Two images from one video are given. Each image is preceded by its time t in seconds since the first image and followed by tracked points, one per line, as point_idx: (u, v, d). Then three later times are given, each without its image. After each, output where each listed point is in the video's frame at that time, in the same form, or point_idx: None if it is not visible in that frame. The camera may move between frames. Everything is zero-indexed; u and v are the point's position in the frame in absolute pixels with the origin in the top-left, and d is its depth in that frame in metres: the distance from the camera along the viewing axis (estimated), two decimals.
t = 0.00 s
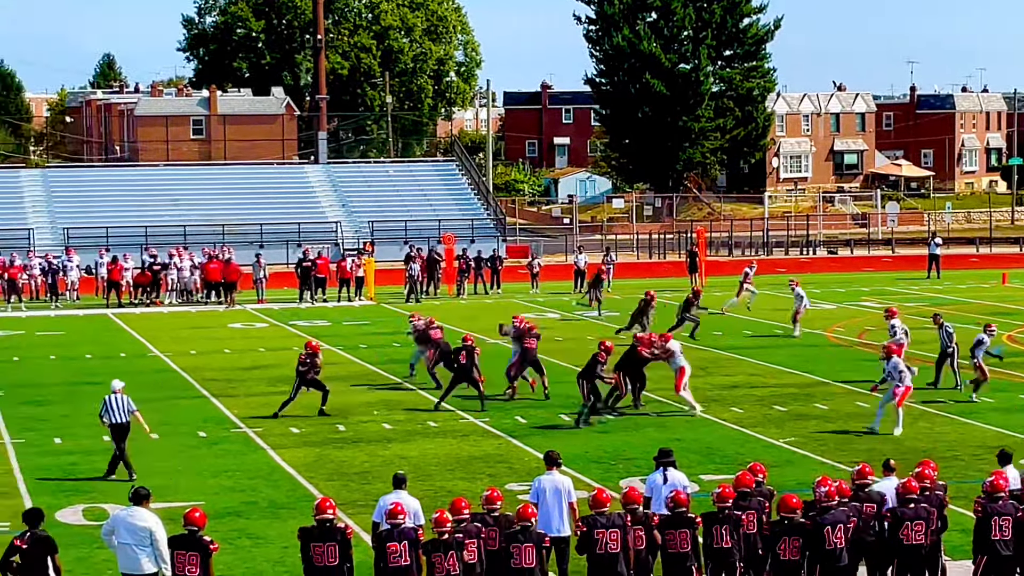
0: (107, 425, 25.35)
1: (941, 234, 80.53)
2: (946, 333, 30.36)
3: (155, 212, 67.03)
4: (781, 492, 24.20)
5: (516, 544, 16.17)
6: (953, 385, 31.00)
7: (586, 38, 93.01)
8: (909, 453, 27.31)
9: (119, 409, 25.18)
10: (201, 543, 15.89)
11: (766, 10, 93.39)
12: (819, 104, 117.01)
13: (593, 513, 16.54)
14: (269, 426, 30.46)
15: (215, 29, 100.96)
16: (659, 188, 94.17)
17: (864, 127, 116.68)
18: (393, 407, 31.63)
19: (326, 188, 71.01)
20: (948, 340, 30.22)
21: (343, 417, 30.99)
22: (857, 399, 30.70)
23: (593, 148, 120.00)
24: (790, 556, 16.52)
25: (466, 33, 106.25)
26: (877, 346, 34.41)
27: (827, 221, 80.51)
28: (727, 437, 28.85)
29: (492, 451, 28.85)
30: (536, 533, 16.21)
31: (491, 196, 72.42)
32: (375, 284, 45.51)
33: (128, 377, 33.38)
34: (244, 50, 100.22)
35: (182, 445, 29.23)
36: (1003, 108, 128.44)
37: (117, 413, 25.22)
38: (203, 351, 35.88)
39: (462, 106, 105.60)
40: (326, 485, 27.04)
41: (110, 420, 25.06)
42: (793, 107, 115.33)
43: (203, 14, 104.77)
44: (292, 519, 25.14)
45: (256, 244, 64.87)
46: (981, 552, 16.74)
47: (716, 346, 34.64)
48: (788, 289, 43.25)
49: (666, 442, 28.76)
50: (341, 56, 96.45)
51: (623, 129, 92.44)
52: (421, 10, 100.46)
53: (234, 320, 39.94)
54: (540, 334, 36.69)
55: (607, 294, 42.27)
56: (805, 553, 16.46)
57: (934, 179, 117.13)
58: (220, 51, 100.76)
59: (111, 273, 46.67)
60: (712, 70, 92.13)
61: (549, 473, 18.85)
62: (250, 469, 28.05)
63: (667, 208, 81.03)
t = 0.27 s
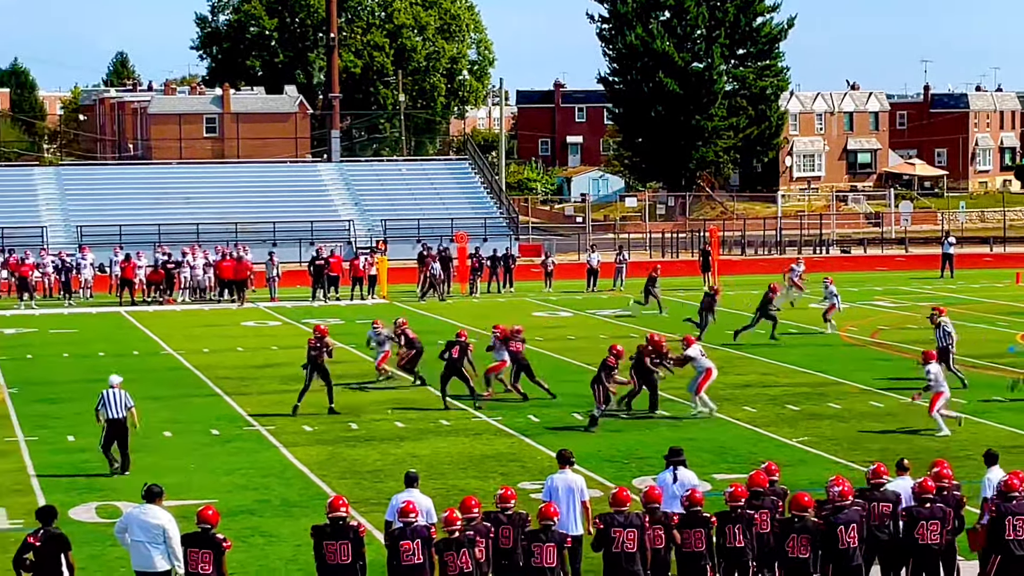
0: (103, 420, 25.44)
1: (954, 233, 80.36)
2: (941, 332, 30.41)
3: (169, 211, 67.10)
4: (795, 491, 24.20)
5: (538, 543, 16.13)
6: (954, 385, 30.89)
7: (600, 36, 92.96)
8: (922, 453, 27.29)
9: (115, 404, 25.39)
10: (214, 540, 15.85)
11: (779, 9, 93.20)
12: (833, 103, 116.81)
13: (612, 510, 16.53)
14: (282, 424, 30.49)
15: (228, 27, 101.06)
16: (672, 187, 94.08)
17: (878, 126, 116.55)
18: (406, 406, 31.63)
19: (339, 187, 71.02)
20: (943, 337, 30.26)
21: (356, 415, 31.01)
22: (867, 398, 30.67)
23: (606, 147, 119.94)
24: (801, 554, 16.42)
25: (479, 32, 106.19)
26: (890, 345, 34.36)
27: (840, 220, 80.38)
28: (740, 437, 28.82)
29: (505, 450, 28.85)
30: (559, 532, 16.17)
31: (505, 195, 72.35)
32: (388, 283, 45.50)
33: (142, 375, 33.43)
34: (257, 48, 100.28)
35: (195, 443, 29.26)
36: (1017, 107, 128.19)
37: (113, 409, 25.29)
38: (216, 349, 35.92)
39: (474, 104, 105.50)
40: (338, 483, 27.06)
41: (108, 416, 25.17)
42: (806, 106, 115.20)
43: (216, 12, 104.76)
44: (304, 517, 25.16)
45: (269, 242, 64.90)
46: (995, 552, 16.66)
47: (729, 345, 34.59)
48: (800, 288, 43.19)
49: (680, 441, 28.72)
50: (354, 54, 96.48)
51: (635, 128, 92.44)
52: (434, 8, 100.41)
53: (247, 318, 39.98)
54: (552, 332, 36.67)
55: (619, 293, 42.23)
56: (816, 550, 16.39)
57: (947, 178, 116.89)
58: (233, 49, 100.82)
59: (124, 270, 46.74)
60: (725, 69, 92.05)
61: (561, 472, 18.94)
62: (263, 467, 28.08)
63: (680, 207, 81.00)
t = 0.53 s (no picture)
0: (85, 421, 25.60)
1: (959, 233, 80.29)
2: (931, 332, 30.48)
3: (174, 209, 67.13)
4: (800, 491, 24.20)
5: (544, 544, 16.27)
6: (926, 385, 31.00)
7: (605, 36, 92.98)
8: (927, 453, 27.29)
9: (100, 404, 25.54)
10: (218, 538, 15.80)
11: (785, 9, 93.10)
12: (838, 103, 116.72)
13: (628, 509, 16.44)
14: (286, 423, 30.50)
15: (234, 26, 101.14)
16: (677, 187, 94.05)
17: (883, 127, 116.49)
18: (410, 405, 31.64)
19: (344, 186, 71.03)
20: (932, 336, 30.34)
21: (360, 415, 31.02)
22: (872, 398, 30.67)
23: (611, 147, 119.95)
24: (808, 553, 16.42)
25: (484, 31, 106.16)
26: (895, 345, 34.36)
27: (846, 221, 80.35)
28: (745, 437, 28.82)
29: (509, 449, 28.86)
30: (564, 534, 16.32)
31: (510, 194, 72.34)
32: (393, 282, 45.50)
33: (147, 374, 33.44)
34: (263, 47, 100.37)
35: (200, 442, 29.28)
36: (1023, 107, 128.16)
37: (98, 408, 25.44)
38: (221, 348, 35.93)
39: (480, 104, 105.41)
40: (343, 482, 27.07)
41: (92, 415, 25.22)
42: (811, 106, 115.14)
43: (222, 11, 104.78)
44: (309, 516, 25.19)
45: (274, 241, 64.93)
46: (1001, 552, 16.65)
47: (733, 345, 34.59)
48: (805, 288, 43.17)
49: (685, 440, 28.71)
50: (360, 53, 96.54)
51: (641, 127, 92.40)
52: (440, 8, 100.40)
53: (251, 317, 40.00)
54: (557, 332, 36.66)
55: (624, 293, 42.23)
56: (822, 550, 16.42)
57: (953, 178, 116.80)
58: (238, 48, 100.93)
59: (129, 269, 46.79)
60: (730, 69, 92.00)
61: (566, 472, 19.00)
62: (268, 466, 28.08)
63: (685, 207, 81.03)
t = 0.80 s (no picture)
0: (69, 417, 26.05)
1: (956, 234, 80.31)
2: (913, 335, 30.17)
3: (171, 209, 67.10)
4: (797, 492, 24.21)
5: (541, 543, 16.11)
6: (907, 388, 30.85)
7: (602, 36, 93.02)
8: (924, 454, 27.32)
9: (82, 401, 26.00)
10: (216, 539, 15.77)
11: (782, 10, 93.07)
12: (835, 103, 116.69)
13: (635, 510, 16.54)
14: (283, 423, 30.51)
15: (231, 26, 101.15)
16: (673, 187, 94.09)
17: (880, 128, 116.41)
18: (407, 404, 31.67)
19: (340, 186, 71.01)
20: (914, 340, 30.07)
21: (357, 414, 31.03)
22: (868, 398, 30.71)
23: (608, 147, 119.99)
24: (808, 553, 16.45)
25: (481, 31, 106.05)
26: (890, 345, 34.39)
27: (843, 221, 80.38)
28: (742, 437, 28.83)
29: (507, 449, 28.87)
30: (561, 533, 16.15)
31: (507, 194, 72.31)
32: (390, 282, 45.50)
33: (143, 374, 33.43)
34: (260, 47, 100.41)
35: (197, 441, 29.27)
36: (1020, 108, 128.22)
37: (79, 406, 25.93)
38: (217, 348, 35.93)
39: (476, 104, 105.33)
40: (340, 482, 27.06)
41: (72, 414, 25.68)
42: (808, 106, 115.11)
43: (219, 10, 104.69)
44: (305, 516, 25.19)
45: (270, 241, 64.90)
46: (996, 552, 16.67)
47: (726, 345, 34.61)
48: (802, 289, 43.15)
49: (682, 441, 28.73)
50: (356, 53, 96.56)
51: (638, 128, 92.46)
52: (437, 8, 100.34)
53: (248, 317, 39.99)
54: (553, 332, 36.67)
55: (621, 293, 42.22)
56: (821, 551, 16.47)
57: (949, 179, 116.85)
58: (236, 48, 101.01)
59: (126, 269, 46.78)
60: (727, 69, 92.05)
61: (562, 472, 19.02)
62: (264, 466, 28.07)
63: (683, 207, 81.07)
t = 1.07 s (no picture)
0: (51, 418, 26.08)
1: (944, 235, 80.46)
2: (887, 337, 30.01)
3: (158, 209, 67.04)
4: (784, 494, 24.24)
5: (527, 544, 16.10)
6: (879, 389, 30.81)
7: (590, 37, 93.08)
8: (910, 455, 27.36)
9: (65, 402, 26.14)
10: (203, 539, 15.72)
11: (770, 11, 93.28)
12: (822, 104, 116.73)
13: (627, 510, 16.51)
14: (270, 423, 30.49)
15: (219, 25, 101.04)
16: (661, 188, 94.15)
17: (867, 129, 116.40)
18: (394, 404, 31.68)
19: (328, 186, 70.99)
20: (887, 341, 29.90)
21: (344, 414, 31.03)
22: (855, 399, 30.76)
23: (596, 147, 120.05)
24: (797, 554, 16.38)
25: (468, 31, 105.98)
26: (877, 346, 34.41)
27: (831, 222, 80.51)
28: (728, 438, 28.86)
29: (493, 449, 28.87)
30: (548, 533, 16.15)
31: (495, 194, 72.36)
32: (377, 282, 45.48)
33: (130, 374, 33.38)
34: (248, 47, 100.33)
35: (183, 441, 29.24)
36: (1007, 109, 128.52)
37: (61, 407, 25.97)
38: (204, 348, 35.88)
39: (465, 105, 105.24)
40: (327, 482, 27.05)
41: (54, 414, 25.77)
42: (796, 108, 115.16)
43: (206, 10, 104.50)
44: (292, 516, 25.16)
45: (258, 241, 64.87)
46: (982, 554, 16.67)
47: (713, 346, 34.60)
48: (789, 290, 43.20)
49: (669, 441, 28.74)
50: (344, 54, 96.52)
51: (625, 129, 92.52)
52: (425, 7, 100.29)
53: (235, 317, 39.95)
54: (541, 332, 36.66)
55: (608, 293, 42.24)
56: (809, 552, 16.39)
57: (936, 180, 117.09)
58: (223, 47, 100.92)
59: (113, 269, 46.71)
60: (715, 70, 92.12)
61: (549, 473, 18.99)
62: (251, 466, 28.03)
63: (671, 208, 81.08)
